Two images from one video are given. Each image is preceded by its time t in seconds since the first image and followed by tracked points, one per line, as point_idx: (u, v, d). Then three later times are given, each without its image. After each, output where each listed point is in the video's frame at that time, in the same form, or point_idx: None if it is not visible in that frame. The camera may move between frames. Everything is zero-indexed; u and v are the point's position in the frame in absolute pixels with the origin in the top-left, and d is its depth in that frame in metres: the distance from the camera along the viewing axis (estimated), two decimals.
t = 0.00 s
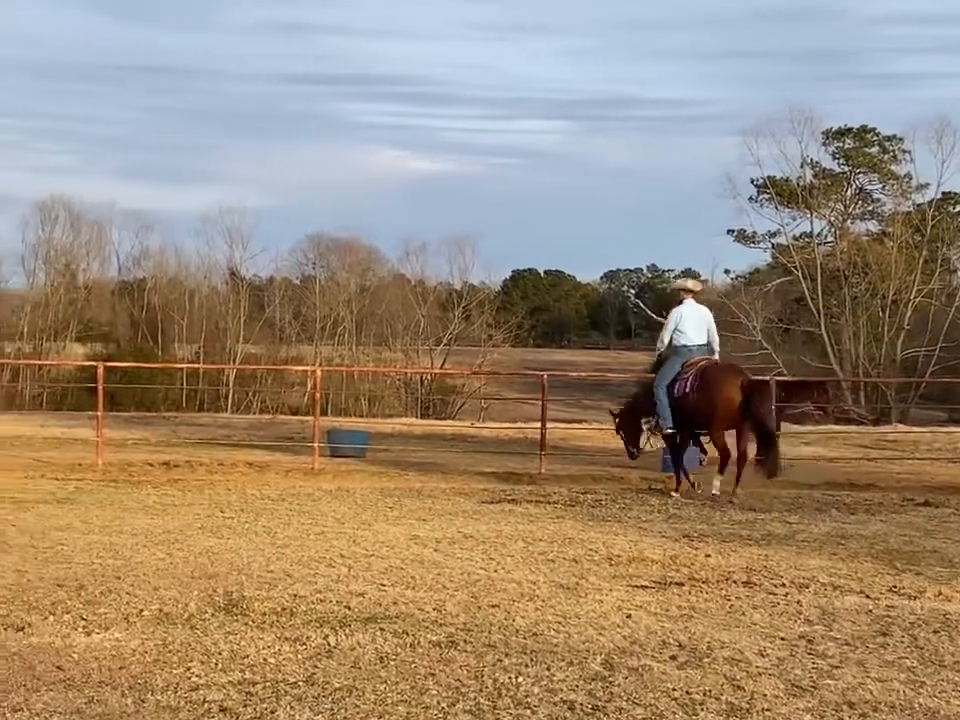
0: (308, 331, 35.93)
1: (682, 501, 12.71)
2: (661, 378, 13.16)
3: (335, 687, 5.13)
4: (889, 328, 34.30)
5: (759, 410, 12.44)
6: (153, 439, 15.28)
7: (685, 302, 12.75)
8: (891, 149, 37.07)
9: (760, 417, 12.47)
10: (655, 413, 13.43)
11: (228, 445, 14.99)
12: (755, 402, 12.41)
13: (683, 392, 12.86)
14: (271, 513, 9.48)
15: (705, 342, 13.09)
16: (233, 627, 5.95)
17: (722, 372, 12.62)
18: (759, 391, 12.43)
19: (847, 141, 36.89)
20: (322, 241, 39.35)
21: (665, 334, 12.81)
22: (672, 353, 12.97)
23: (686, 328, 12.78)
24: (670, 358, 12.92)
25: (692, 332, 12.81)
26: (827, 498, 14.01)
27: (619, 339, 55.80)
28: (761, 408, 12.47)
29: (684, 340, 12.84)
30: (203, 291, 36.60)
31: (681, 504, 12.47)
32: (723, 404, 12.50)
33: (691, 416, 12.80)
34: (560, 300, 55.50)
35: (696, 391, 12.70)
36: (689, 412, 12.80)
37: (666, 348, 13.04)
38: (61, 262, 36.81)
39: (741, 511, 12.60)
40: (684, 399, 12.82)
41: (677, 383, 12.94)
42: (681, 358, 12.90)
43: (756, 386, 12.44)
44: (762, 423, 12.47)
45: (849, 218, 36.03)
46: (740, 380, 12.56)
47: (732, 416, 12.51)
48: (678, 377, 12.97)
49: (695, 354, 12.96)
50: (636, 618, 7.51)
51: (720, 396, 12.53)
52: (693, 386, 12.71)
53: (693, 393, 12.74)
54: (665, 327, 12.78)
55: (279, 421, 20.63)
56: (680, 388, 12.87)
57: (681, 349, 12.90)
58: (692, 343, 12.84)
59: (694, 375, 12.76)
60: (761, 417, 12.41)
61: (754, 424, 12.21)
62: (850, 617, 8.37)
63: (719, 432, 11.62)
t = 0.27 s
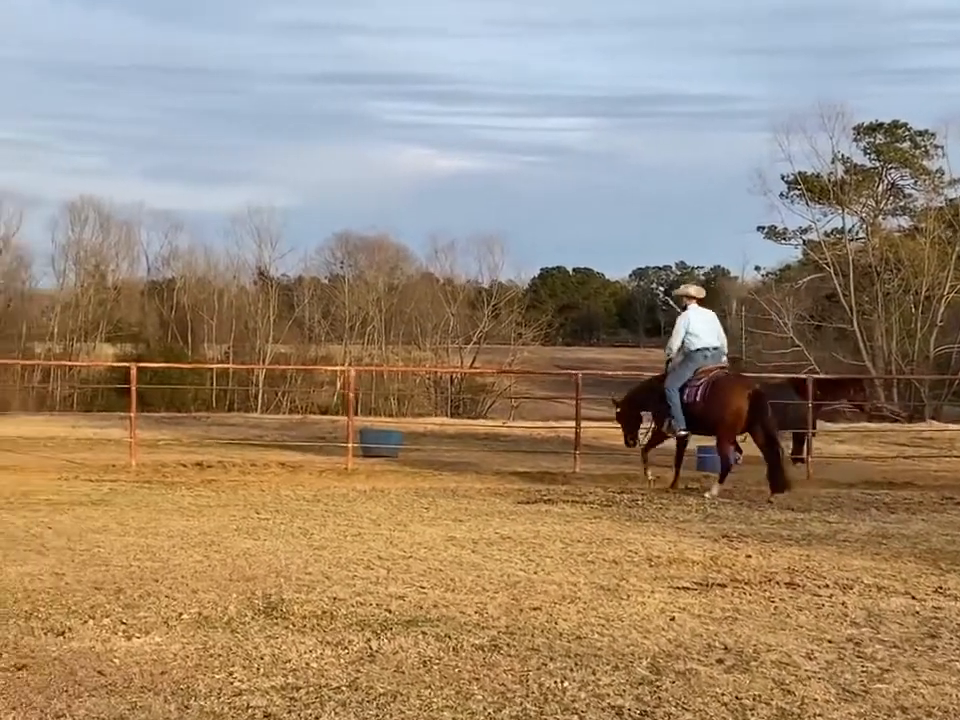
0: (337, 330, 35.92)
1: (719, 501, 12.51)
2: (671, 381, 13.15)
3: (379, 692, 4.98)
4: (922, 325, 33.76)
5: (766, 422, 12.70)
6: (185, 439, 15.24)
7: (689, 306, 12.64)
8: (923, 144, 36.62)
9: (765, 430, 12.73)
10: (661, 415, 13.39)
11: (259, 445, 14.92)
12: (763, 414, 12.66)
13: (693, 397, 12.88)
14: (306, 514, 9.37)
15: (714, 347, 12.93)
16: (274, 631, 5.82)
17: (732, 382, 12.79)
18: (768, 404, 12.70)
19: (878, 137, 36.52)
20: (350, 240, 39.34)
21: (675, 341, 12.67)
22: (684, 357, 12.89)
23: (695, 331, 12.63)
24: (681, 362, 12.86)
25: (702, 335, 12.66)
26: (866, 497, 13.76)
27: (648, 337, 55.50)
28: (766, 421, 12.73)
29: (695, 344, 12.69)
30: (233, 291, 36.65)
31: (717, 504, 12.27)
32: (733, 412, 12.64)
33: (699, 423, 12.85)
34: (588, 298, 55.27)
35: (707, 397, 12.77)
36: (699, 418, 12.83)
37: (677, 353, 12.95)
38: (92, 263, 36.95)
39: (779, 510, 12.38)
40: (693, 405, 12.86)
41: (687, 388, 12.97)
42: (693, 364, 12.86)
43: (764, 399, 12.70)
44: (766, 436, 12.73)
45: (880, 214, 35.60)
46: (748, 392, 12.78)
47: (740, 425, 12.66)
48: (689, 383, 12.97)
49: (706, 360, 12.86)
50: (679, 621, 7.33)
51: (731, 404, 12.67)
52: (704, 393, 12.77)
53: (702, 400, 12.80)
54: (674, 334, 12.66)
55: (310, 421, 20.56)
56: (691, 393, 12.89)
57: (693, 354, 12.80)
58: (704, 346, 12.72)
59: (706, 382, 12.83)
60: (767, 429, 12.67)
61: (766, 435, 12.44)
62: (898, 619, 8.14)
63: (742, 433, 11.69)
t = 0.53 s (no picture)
0: (369, 329, 35.88)
1: (760, 499, 12.31)
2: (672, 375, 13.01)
3: (429, 696, 4.86)
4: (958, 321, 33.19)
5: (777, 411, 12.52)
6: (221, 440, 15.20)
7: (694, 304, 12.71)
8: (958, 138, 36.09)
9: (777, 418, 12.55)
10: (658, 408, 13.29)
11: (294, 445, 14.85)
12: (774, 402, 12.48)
13: (694, 391, 12.77)
14: (346, 513, 9.28)
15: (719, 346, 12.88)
16: (321, 632, 5.76)
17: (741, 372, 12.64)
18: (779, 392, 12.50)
19: (912, 132, 36.05)
20: (381, 239, 39.29)
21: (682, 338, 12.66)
22: (686, 354, 12.78)
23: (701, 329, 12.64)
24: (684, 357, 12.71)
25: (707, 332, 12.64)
26: (910, 496, 13.49)
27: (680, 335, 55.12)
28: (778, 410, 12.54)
29: (700, 341, 12.65)
30: (266, 291, 36.59)
31: (758, 503, 12.05)
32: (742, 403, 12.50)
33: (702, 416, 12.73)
34: (620, 296, 54.96)
35: (711, 390, 12.65)
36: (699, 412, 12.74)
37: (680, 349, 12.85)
38: (126, 264, 37.02)
39: (821, 509, 12.16)
40: (695, 399, 12.76)
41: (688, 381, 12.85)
42: (694, 359, 12.73)
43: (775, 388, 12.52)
44: (777, 424, 12.58)
45: (915, 209, 35.11)
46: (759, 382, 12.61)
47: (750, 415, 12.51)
48: (690, 377, 12.85)
49: (709, 357, 12.77)
50: (729, 622, 7.16)
51: (739, 395, 12.52)
52: (709, 385, 12.65)
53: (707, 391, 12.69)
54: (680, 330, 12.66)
55: (344, 420, 20.48)
56: (692, 387, 12.78)
57: (696, 350, 12.70)
58: (707, 344, 12.64)
59: (711, 375, 12.71)
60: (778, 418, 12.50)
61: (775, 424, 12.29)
62: (953, 621, 7.91)
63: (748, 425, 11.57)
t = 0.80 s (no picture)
0: (401, 329, 35.82)
1: (799, 500, 12.12)
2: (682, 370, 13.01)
3: (473, 700, 4.80)
4: None
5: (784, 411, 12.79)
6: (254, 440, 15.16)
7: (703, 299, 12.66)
8: None
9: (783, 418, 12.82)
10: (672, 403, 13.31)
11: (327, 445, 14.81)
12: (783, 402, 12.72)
13: (706, 386, 12.79)
14: (382, 514, 9.20)
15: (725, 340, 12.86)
16: (361, 636, 6.42)
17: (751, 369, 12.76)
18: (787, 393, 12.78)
19: (948, 129, 35.54)
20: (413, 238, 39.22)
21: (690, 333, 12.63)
22: (695, 349, 12.79)
23: (710, 324, 12.58)
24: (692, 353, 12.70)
25: (716, 328, 12.63)
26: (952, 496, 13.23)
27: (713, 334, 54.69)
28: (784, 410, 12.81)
29: (709, 336, 12.65)
30: (297, 291, 36.60)
31: (797, 503, 11.86)
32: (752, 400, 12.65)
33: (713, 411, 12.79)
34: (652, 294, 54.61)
35: (722, 384, 12.67)
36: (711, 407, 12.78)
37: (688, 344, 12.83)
38: (158, 264, 37.07)
39: (862, 509, 11.96)
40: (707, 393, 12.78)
41: (699, 375, 12.86)
42: (704, 354, 12.74)
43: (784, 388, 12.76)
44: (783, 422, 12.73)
45: (951, 207, 34.60)
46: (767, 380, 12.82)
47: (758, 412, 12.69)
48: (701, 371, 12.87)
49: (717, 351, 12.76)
50: (774, 625, 7.01)
51: (749, 392, 12.66)
52: (719, 380, 12.65)
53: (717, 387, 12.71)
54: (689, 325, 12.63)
55: (377, 420, 20.41)
56: (703, 381, 12.79)
57: (705, 346, 12.71)
58: (716, 339, 12.64)
59: (720, 368, 12.71)
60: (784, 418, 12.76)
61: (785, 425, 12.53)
62: None
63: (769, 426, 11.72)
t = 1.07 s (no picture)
0: (431, 329, 35.80)
1: (834, 500, 11.92)
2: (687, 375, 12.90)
3: (507, 702, 4.73)
4: None
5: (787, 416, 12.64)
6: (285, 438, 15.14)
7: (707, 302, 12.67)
8: None
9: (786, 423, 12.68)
10: (675, 406, 13.21)
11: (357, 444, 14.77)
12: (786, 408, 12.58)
13: (712, 393, 12.71)
14: (413, 513, 9.13)
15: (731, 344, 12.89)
16: (393, 636, 6.43)
17: (753, 376, 12.61)
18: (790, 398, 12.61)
19: None
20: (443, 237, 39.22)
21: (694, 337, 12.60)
22: (702, 356, 12.78)
23: (716, 329, 12.58)
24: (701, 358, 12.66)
25: (722, 333, 12.63)
26: None
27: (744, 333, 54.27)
28: (787, 414, 12.69)
29: (716, 342, 12.65)
30: (327, 290, 36.67)
31: (833, 504, 11.68)
32: (754, 408, 12.51)
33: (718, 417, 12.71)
34: (683, 293, 54.32)
35: (728, 392, 12.59)
36: (716, 413, 12.70)
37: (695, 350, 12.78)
38: (190, 263, 37.31)
39: (898, 510, 11.75)
40: (712, 401, 12.69)
41: (705, 382, 12.79)
42: (712, 360, 12.72)
43: (785, 392, 12.61)
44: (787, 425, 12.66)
45: None
46: (769, 385, 12.64)
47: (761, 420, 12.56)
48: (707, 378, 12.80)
49: (723, 357, 12.76)
50: (812, 627, 6.87)
51: (752, 400, 12.51)
52: (726, 387, 12.58)
53: (724, 393, 12.62)
54: (694, 329, 12.62)
55: (407, 419, 20.36)
56: (710, 388, 12.70)
57: (713, 351, 12.70)
58: (723, 345, 12.64)
59: (728, 376, 12.67)
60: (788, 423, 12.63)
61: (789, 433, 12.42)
62: None
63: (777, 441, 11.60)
